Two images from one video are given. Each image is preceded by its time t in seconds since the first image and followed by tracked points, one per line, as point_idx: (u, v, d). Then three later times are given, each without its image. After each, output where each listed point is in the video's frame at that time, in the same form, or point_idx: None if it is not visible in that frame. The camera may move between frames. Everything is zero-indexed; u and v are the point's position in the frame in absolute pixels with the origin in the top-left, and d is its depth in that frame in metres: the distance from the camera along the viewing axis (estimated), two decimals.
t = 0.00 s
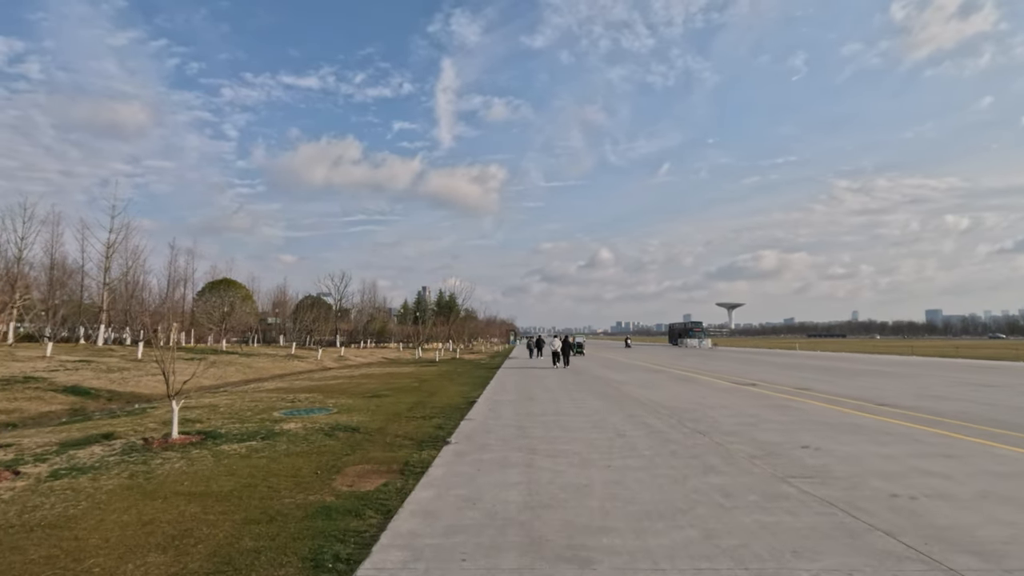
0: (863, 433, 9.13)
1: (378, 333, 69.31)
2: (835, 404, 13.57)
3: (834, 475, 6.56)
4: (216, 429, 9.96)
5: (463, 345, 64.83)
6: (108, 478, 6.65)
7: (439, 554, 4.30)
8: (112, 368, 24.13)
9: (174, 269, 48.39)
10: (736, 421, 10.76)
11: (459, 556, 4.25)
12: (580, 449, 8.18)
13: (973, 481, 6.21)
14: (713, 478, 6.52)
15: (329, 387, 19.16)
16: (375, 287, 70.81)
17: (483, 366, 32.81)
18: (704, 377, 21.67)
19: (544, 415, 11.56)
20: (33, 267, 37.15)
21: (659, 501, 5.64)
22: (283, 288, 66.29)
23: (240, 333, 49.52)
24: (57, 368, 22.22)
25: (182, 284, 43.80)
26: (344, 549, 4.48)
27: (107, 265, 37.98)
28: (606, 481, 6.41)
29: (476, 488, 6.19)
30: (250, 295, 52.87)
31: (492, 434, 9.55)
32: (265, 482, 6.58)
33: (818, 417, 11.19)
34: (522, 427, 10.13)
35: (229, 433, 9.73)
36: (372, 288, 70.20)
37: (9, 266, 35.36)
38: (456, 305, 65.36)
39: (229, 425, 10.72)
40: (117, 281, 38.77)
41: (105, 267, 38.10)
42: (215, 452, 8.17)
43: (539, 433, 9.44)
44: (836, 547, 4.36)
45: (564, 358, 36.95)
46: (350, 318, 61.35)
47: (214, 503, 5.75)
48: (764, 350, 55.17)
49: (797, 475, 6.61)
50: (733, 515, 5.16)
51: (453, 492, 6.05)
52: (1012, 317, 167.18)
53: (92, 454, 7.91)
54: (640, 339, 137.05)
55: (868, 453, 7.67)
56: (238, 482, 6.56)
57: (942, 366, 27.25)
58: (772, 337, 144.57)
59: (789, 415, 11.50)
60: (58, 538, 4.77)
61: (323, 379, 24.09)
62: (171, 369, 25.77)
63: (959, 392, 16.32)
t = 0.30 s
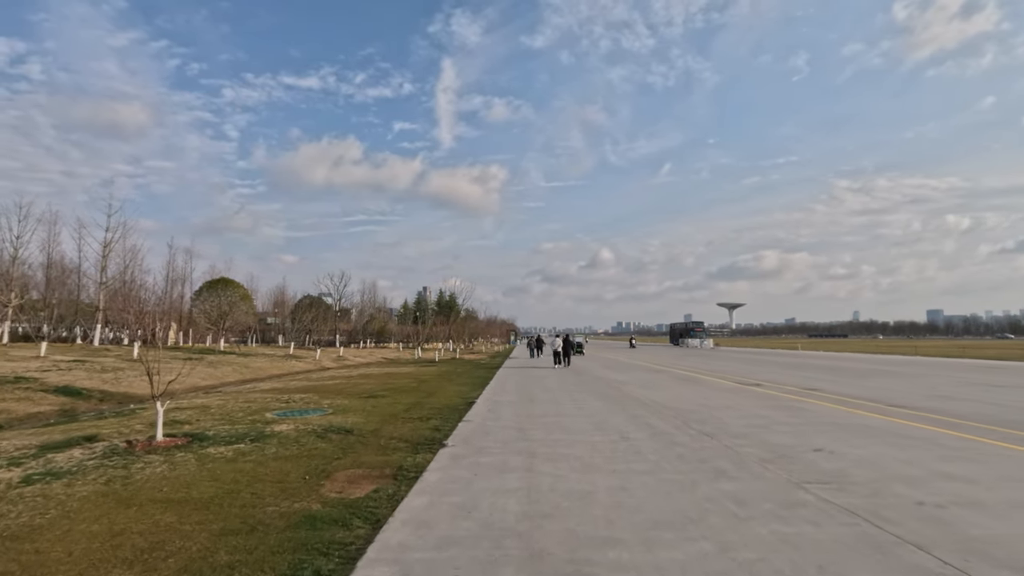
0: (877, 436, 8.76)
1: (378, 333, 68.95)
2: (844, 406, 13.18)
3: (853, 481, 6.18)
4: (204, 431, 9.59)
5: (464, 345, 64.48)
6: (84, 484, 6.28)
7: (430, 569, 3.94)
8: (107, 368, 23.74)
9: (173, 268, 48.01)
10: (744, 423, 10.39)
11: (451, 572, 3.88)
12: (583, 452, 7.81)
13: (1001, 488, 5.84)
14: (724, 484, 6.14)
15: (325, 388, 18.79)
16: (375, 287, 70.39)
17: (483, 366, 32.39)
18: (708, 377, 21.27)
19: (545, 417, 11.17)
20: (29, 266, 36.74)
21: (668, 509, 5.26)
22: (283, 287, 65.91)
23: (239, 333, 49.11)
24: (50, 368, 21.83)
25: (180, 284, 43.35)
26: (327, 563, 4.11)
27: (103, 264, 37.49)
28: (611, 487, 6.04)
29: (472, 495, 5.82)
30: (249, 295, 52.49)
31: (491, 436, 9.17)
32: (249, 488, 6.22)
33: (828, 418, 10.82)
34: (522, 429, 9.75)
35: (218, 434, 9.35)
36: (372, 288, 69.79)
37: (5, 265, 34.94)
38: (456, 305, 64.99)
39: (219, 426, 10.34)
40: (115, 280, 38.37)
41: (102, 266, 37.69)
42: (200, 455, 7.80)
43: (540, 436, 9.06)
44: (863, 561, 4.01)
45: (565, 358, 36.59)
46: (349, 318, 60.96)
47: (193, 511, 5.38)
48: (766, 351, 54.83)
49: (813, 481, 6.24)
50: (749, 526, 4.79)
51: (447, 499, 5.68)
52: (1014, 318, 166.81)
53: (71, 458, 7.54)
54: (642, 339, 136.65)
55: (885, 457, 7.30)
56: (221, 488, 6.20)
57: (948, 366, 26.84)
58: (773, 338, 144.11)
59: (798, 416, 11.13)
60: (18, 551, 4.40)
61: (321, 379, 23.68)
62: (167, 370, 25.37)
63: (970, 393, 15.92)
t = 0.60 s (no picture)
0: (895, 443, 8.36)
1: (377, 334, 68.53)
2: (855, 410, 12.75)
3: (877, 496, 5.79)
4: (191, 438, 9.20)
5: (464, 346, 64.02)
6: (55, 499, 5.87)
7: None
8: (101, 370, 23.35)
9: (171, 269, 47.56)
10: (754, 429, 10.00)
11: None
12: (588, 462, 7.41)
13: None
14: (738, 499, 5.74)
15: (322, 391, 18.40)
16: (374, 288, 69.95)
17: (484, 368, 31.89)
18: (712, 380, 20.85)
19: (547, 423, 10.76)
20: (25, 267, 36.35)
21: (681, 530, 4.86)
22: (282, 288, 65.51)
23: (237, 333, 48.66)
24: (41, 370, 21.42)
25: (177, 284, 42.91)
26: None
27: (99, 265, 36.98)
28: (619, 502, 5.64)
29: (469, 511, 5.42)
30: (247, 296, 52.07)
31: (491, 444, 8.77)
32: (231, 503, 5.81)
33: (841, 424, 10.42)
34: (523, 436, 9.34)
35: (205, 442, 8.96)
36: (372, 288, 69.33)
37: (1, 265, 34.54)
38: (456, 306, 64.56)
39: (207, 433, 9.95)
40: (111, 281, 37.96)
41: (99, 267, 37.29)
42: (185, 465, 7.40)
43: (542, 443, 8.66)
44: None
45: (566, 359, 36.19)
46: (349, 318, 60.54)
47: (168, 530, 4.99)
48: (769, 352, 54.46)
49: (835, 496, 5.84)
50: (771, 550, 4.39)
51: (443, 516, 5.28)
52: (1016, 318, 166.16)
53: (46, 468, 7.14)
54: (643, 340, 135.95)
55: (908, 468, 6.90)
56: (202, 503, 5.80)
57: (956, 369, 26.35)
58: (775, 339, 143.43)
59: (809, 422, 10.73)
60: None
61: (319, 381, 23.28)
62: (162, 372, 24.97)
63: (983, 396, 15.48)
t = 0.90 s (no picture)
0: (916, 446, 7.97)
1: (378, 335, 68.11)
2: (868, 411, 12.35)
3: (907, 504, 5.40)
4: (180, 441, 8.82)
5: (465, 346, 63.60)
6: (26, 508, 5.49)
7: None
8: (96, 370, 22.97)
9: (170, 268, 47.09)
10: (766, 432, 9.62)
11: None
12: (595, 467, 7.04)
13: None
14: (757, 508, 5.36)
15: (319, 392, 18.04)
16: (375, 288, 69.58)
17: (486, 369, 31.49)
18: (718, 380, 20.44)
19: (551, 425, 10.38)
20: (22, 267, 35.94)
21: (699, 543, 4.49)
22: (282, 288, 65.07)
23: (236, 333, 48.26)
24: (36, 371, 21.08)
25: (175, 284, 42.45)
26: None
27: (96, 264, 36.48)
28: (630, 511, 5.26)
29: (470, 522, 5.04)
30: (247, 296, 51.65)
31: (492, 447, 8.39)
32: (214, 512, 5.42)
33: (856, 426, 10.02)
34: (526, 439, 8.97)
35: (194, 445, 8.59)
36: (372, 288, 68.94)
37: None
38: (457, 305, 64.15)
39: (197, 435, 9.57)
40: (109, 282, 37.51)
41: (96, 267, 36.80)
42: (169, 471, 7.01)
43: (546, 446, 8.30)
44: None
45: (568, 360, 35.73)
46: (349, 319, 60.15)
47: (143, 543, 4.60)
48: (772, 352, 53.97)
49: (861, 505, 5.45)
50: (799, 565, 4.02)
51: (441, 528, 4.89)
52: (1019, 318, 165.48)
53: (23, 474, 6.76)
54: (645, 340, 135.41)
55: (934, 473, 6.51)
56: (183, 512, 5.42)
57: (965, 369, 25.88)
58: (777, 339, 142.76)
59: (823, 424, 10.33)
60: None
61: (317, 382, 22.89)
62: (159, 373, 24.61)
63: (998, 397, 15.06)
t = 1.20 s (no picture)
0: (939, 454, 7.60)
1: (378, 336, 67.77)
2: (881, 415, 11.98)
3: (941, 520, 5.04)
4: (169, 450, 8.47)
5: (466, 347, 63.27)
6: None
7: None
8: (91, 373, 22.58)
9: (169, 269, 46.71)
10: (778, 437, 9.26)
11: None
12: (602, 478, 6.68)
13: None
14: (780, 524, 4.99)
15: (318, 395, 17.67)
16: (375, 289, 69.25)
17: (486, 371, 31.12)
18: (723, 382, 20.09)
19: (555, 431, 10.03)
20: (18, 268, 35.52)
21: (721, 567, 4.13)
22: (282, 289, 64.67)
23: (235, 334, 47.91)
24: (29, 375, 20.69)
25: (174, 286, 42.04)
26: None
27: (93, 266, 36.08)
28: (644, 530, 4.89)
29: (471, 541, 4.68)
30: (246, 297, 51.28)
31: (495, 455, 8.04)
32: (198, 530, 5.06)
33: (872, 431, 9.67)
34: (530, 447, 8.61)
35: (183, 454, 8.23)
36: (372, 289, 68.61)
37: None
38: (458, 306, 63.82)
39: (188, 443, 9.23)
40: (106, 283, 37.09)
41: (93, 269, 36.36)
42: (155, 483, 6.66)
43: (550, 455, 7.94)
44: None
45: (570, 361, 35.37)
46: (349, 319, 59.83)
47: (117, 565, 4.25)
48: (774, 352, 53.52)
49: (890, 521, 5.09)
50: None
51: (440, 548, 4.54)
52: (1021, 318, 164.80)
53: None
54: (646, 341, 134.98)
55: (964, 484, 6.14)
56: (164, 530, 5.06)
57: (974, 370, 25.49)
58: (779, 339, 142.25)
59: (836, 429, 9.97)
60: None
61: (316, 385, 22.51)
62: (155, 376, 24.24)
63: (1012, 399, 14.68)
